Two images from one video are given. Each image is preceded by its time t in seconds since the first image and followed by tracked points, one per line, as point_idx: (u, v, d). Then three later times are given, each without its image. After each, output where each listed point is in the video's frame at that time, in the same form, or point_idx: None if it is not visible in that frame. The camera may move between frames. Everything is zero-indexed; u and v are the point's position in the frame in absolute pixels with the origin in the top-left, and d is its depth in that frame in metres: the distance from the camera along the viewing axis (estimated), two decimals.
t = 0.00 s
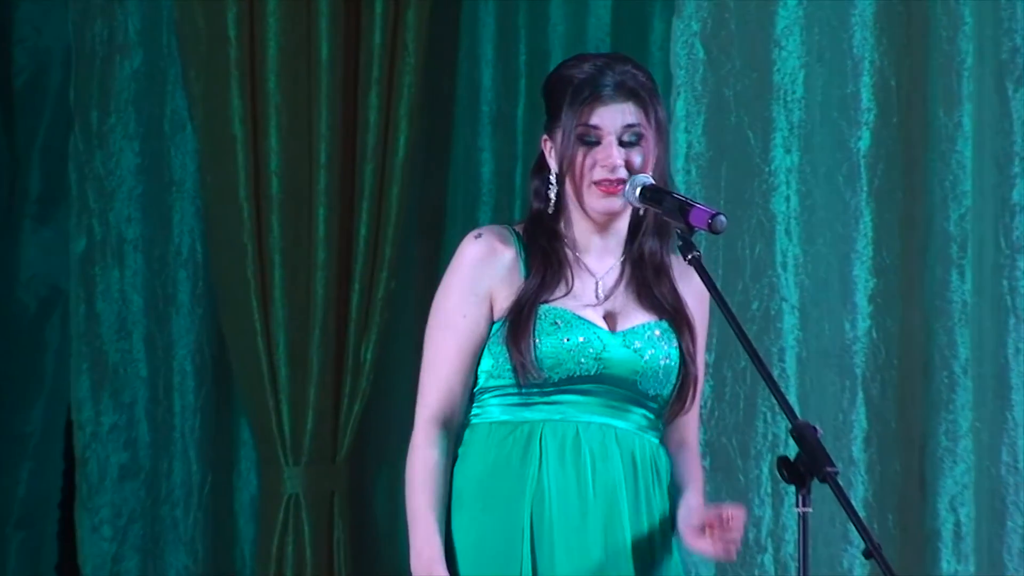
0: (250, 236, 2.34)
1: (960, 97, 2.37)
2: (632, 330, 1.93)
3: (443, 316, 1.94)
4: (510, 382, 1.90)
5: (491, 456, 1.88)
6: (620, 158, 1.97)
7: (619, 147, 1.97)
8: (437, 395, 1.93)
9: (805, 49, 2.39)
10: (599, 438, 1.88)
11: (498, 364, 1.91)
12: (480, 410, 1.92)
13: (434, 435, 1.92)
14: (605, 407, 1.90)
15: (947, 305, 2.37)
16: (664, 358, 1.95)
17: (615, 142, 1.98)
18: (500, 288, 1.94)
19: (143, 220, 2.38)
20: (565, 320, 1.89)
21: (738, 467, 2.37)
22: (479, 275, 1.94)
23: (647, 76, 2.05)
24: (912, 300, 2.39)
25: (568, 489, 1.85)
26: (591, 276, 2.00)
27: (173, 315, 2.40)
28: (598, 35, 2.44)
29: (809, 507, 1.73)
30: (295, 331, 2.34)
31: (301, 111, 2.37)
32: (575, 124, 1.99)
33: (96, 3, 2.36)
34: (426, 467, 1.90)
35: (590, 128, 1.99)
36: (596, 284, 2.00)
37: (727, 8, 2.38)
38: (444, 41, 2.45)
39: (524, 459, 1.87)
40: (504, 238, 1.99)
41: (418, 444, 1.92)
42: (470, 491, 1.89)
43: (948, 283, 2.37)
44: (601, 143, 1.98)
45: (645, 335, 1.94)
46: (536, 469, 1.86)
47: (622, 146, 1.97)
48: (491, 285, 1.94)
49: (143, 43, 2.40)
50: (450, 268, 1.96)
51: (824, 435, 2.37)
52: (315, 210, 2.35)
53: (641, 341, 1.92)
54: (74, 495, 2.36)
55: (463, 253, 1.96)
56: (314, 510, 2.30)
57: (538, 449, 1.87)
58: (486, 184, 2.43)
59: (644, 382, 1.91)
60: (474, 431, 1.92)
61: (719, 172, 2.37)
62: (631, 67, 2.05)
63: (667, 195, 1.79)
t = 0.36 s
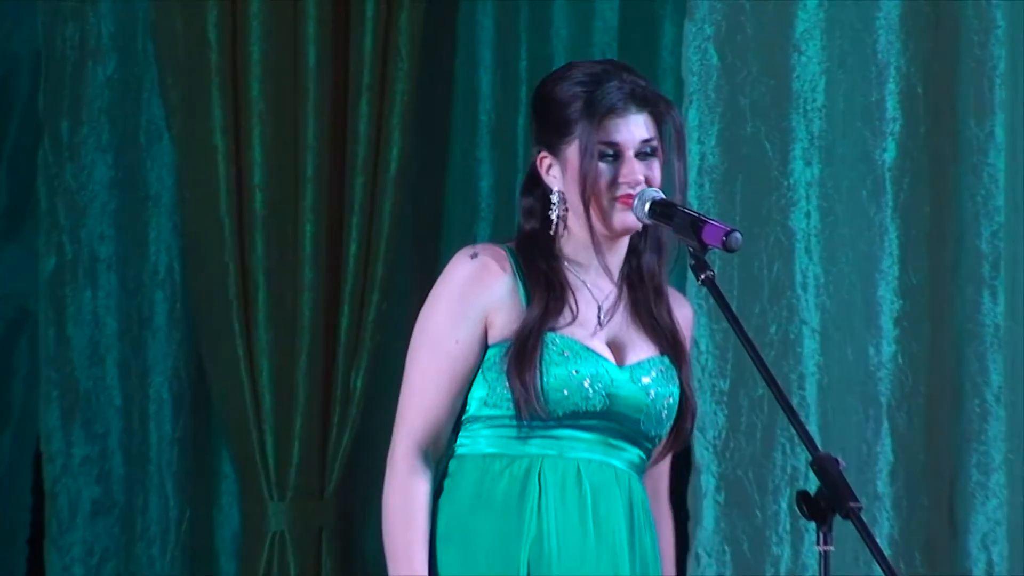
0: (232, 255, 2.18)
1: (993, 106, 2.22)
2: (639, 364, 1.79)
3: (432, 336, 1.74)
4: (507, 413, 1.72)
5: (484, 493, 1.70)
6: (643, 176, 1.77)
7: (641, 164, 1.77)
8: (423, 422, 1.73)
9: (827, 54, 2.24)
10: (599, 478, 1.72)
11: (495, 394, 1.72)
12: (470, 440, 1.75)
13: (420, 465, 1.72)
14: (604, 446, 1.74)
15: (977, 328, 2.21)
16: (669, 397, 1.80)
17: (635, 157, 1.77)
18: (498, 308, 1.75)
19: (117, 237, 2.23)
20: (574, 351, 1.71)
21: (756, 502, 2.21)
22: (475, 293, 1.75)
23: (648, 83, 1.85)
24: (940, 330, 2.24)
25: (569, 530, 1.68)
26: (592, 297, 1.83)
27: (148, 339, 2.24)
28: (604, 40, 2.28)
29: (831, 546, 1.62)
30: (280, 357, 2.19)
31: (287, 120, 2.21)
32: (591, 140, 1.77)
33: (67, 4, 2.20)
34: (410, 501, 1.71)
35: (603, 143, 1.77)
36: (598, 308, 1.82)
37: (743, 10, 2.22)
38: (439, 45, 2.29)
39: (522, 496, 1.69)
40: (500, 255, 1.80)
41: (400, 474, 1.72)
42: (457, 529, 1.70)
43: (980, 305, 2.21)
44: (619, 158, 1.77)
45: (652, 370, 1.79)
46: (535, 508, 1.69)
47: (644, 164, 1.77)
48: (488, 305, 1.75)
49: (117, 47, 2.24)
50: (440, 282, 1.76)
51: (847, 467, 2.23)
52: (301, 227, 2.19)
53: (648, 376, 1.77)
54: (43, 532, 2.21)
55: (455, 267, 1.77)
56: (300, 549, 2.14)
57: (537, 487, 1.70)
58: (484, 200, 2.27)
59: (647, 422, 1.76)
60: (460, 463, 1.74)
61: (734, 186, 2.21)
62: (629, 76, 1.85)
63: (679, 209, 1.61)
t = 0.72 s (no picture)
0: (223, 273, 2.09)
1: (1014, 118, 2.13)
2: (649, 391, 1.68)
3: (444, 362, 1.55)
4: (524, 444, 1.59)
5: (503, 527, 1.59)
6: (647, 190, 1.64)
7: (642, 178, 1.65)
8: (433, 456, 1.55)
9: (841, 65, 2.15)
10: (614, 509, 1.64)
11: (512, 422, 1.58)
12: (480, 470, 1.60)
13: (433, 503, 1.54)
14: (617, 474, 1.65)
15: (997, 349, 2.12)
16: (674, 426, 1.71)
17: (636, 171, 1.65)
18: (514, 332, 1.58)
19: (103, 255, 2.15)
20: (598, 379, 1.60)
21: (766, 529, 2.14)
22: (490, 316, 1.57)
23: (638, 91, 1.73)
24: (960, 348, 2.17)
25: (591, 566, 1.60)
26: (595, 317, 1.70)
27: (136, 361, 2.17)
28: (609, 49, 2.21)
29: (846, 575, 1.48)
30: (273, 379, 2.10)
31: (280, 133, 2.12)
32: (590, 152, 1.63)
33: (51, 12, 2.12)
34: (423, 543, 1.53)
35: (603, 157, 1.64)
36: (600, 328, 1.70)
37: (754, 19, 2.14)
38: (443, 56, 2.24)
39: (543, 531, 1.59)
40: (509, 274, 1.63)
41: (412, 514, 1.53)
42: (475, 566, 1.58)
43: (999, 325, 2.12)
44: (620, 173, 1.64)
45: (662, 399, 1.69)
46: (556, 544, 1.59)
47: (646, 177, 1.65)
48: (504, 329, 1.58)
49: (103, 57, 2.16)
50: (450, 302, 1.58)
51: (860, 493, 2.14)
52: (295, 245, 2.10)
53: (659, 406, 1.67)
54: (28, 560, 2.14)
55: (467, 286, 1.59)
56: None
57: (558, 520, 1.60)
58: (486, 216, 2.20)
59: (655, 452, 1.67)
60: (471, 495, 1.61)
61: (745, 202, 2.13)
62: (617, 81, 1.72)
63: (687, 225, 1.52)
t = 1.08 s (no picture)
0: (223, 286, 2.09)
1: (1013, 131, 2.11)
2: (650, 415, 1.68)
3: (456, 383, 1.56)
4: (524, 469, 1.60)
5: (501, 547, 1.60)
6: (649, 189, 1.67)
7: (643, 177, 1.67)
8: (448, 479, 1.55)
9: (841, 78, 2.16)
10: (612, 527, 1.64)
11: (513, 446, 1.59)
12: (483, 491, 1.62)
13: (451, 525, 1.53)
14: (616, 494, 1.65)
15: (997, 363, 2.11)
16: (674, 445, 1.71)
17: (637, 170, 1.67)
18: (525, 354, 1.60)
19: (103, 268, 2.15)
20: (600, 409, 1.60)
21: (767, 543, 2.14)
22: (501, 336, 1.59)
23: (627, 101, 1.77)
24: (959, 363, 2.16)
25: None
26: (598, 340, 1.70)
27: (135, 374, 2.17)
28: (609, 63, 2.21)
29: None
30: (274, 393, 2.10)
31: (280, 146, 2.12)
32: (590, 155, 1.66)
33: (52, 27, 2.13)
34: (442, 566, 1.52)
35: (603, 159, 1.66)
36: (602, 349, 1.70)
37: (753, 33, 2.14)
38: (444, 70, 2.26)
39: (541, 551, 1.60)
40: (515, 296, 1.64)
41: (432, 537, 1.53)
42: None
43: (999, 339, 2.11)
44: (621, 173, 1.66)
45: (664, 421, 1.69)
46: (554, 563, 1.59)
47: (646, 177, 1.67)
48: (515, 351, 1.59)
49: (103, 71, 2.17)
50: (460, 324, 1.59)
51: (860, 507, 2.14)
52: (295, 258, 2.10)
53: (659, 427, 1.67)
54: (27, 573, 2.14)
55: (477, 308, 1.60)
56: None
57: (555, 539, 1.60)
58: (486, 230, 2.20)
59: (655, 472, 1.68)
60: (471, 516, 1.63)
61: (745, 216, 2.13)
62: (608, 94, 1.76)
63: (687, 238, 1.50)
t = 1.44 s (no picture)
0: (223, 298, 2.08)
1: (1012, 143, 2.13)
2: (657, 428, 1.68)
3: (454, 394, 1.57)
4: (527, 480, 1.60)
5: (501, 556, 1.60)
6: (648, 198, 1.67)
7: (642, 187, 1.67)
8: (441, 488, 1.56)
9: (841, 89, 2.16)
10: (611, 542, 1.64)
11: (516, 458, 1.59)
12: (485, 502, 1.62)
13: (440, 536, 1.54)
14: (617, 509, 1.66)
15: (996, 373, 2.13)
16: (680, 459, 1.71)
17: (636, 180, 1.67)
18: (525, 366, 1.60)
19: (102, 279, 2.15)
20: (604, 420, 1.61)
21: (766, 554, 2.14)
22: (501, 348, 1.59)
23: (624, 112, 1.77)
24: (959, 373, 2.17)
25: None
26: (606, 347, 1.71)
27: (135, 385, 2.17)
28: (609, 74, 2.21)
29: None
30: (274, 405, 2.10)
31: (279, 158, 2.12)
32: (587, 167, 1.66)
33: (51, 38, 2.13)
34: None
35: (601, 170, 1.66)
36: (611, 356, 1.71)
37: (753, 44, 2.14)
38: (443, 81, 2.27)
39: (541, 563, 1.60)
40: (520, 305, 1.65)
41: (419, 547, 1.54)
42: None
43: (999, 349, 2.13)
44: (620, 183, 1.67)
45: (670, 435, 1.69)
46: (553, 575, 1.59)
47: (645, 186, 1.67)
48: (515, 363, 1.59)
49: (102, 82, 2.17)
50: (461, 334, 1.59)
51: (860, 517, 2.14)
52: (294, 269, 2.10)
53: (665, 441, 1.67)
54: None
55: (478, 318, 1.60)
56: None
57: (555, 552, 1.60)
58: (486, 240, 2.20)
59: (660, 485, 1.68)
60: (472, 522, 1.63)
61: (745, 226, 2.13)
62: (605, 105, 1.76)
63: (687, 249, 1.50)
